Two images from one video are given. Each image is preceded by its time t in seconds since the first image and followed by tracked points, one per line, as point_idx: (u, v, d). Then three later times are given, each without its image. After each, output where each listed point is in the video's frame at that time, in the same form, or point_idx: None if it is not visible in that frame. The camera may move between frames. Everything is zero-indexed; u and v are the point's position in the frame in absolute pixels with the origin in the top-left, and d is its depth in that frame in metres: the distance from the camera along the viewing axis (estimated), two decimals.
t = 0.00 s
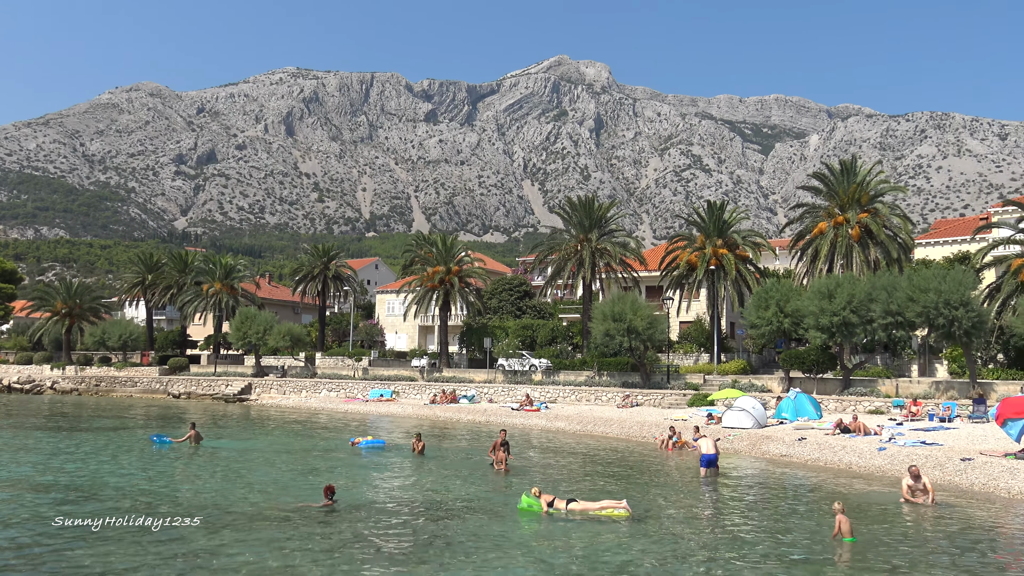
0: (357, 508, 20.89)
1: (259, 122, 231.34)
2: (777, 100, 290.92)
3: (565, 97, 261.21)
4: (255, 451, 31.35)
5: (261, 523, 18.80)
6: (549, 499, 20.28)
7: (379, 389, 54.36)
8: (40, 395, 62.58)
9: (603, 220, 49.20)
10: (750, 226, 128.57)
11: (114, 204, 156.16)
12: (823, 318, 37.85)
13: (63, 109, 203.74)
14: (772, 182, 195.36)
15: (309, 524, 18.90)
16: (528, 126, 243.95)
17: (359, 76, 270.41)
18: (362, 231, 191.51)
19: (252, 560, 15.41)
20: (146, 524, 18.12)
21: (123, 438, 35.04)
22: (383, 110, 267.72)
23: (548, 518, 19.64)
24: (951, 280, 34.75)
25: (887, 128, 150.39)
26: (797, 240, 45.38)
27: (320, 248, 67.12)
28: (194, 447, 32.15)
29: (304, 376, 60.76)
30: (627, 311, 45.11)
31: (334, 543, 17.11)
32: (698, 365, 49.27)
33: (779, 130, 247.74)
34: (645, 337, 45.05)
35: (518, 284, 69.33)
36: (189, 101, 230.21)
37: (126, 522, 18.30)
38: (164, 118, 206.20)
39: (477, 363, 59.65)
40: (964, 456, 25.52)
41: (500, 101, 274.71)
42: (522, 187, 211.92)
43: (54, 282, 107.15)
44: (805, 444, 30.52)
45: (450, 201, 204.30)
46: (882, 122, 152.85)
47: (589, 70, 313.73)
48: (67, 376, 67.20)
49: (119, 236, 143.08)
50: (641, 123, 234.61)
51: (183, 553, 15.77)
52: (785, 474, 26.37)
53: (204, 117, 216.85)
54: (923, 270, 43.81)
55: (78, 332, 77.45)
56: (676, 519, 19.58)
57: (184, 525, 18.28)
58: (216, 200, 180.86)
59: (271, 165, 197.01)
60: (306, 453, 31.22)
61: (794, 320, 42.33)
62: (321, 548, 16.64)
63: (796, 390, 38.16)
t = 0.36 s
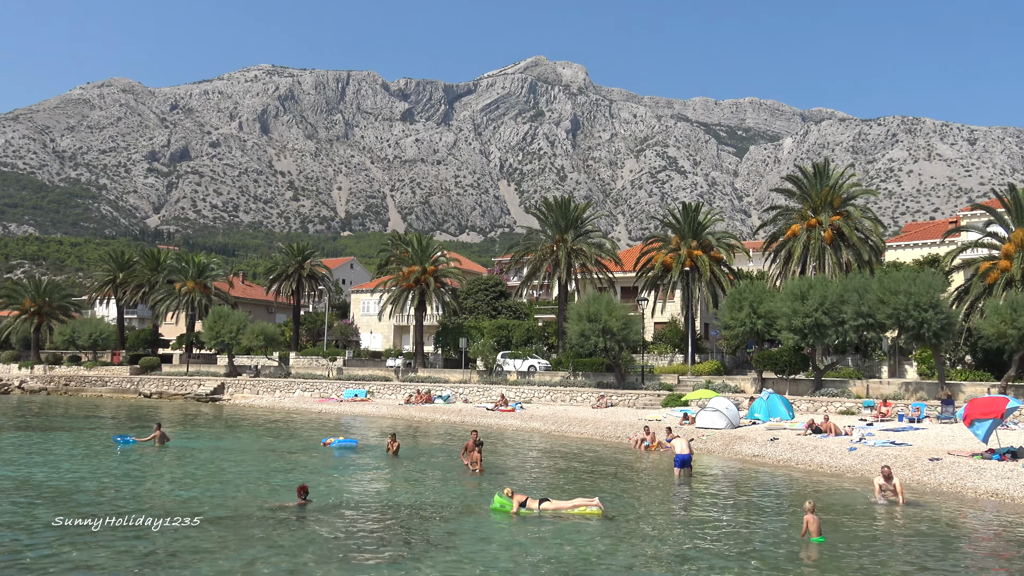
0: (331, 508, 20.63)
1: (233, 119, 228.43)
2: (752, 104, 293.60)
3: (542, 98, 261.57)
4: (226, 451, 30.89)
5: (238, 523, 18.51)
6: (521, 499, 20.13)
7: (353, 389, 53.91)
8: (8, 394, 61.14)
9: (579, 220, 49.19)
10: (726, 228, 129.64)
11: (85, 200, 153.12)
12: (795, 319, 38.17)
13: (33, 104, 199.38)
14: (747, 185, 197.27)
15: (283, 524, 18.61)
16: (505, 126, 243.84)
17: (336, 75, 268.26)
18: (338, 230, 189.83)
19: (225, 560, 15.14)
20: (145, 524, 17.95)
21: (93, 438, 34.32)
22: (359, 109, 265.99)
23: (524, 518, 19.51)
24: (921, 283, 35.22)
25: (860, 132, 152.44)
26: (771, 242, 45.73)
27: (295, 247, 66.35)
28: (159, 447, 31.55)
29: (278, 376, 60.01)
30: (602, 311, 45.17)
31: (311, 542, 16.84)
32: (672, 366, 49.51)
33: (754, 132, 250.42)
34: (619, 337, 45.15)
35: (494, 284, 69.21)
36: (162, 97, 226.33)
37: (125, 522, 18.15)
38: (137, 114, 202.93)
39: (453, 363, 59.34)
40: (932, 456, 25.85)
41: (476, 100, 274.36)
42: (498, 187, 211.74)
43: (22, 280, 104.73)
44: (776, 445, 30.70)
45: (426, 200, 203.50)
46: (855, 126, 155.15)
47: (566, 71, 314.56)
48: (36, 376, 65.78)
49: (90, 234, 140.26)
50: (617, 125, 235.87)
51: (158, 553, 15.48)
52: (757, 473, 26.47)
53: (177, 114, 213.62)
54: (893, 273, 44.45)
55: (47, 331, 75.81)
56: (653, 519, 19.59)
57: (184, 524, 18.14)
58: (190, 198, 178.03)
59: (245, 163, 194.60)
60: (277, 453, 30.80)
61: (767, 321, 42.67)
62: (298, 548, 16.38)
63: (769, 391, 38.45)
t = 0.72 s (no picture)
0: (296, 510, 20.24)
1: (197, 117, 224.22)
2: (719, 106, 297.04)
3: (510, 98, 261.51)
4: (187, 453, 30.21)
5: (204, 525, 18.10)
6: (486, 499, 20.00)
7: (320, 390, 53.19)
8: None
9: (547, 221, 49.14)
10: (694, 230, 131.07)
11: (44, 198, 149.07)
12: (759, 320, 38.60)
13: None
14: (713, 187, 199.37)
15: (246, 526, 18.20)
16: (473, 126, 243.19)
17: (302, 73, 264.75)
18: (304, 230, 187.41)
19: (190, 563, 14.81)
20: (147, 524, 17.95)
21: (51, 440, 33.40)
22: (327, 107, 263.18)
23: (492, 518, 19.31)
24: (881, 284, 35.81)
25: (823, 135, 155.22)
26: (736, 243, 46.18)
27: (260, 246, 65.27)
28: (113, 449, 30.76)
29: (242, 377, 58.97)
30: (570, 312, 45.20)
31: (277, 545, 16.47)
32: (639, 366, 49.70)
33: (720, 135, 253.39)
34: (587, 338, 45.20)
35: (461, 284, 68.92)
36: (125, 93, 219.46)
37: (128, 521, 18.15)
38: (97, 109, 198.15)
39: (420, 363, 58.87)
40: (892, 454, 26.32)
41: (444, 100, 273.10)
42: (466, 187, 211.00)
43: None
44: (741, 444, 30.96)
45: (393, 200, 201.91)
46: (819, 130, 157.89)
47: (534, 72, 314.98)
48: None
49: (49, 232, 136.49)
50: (585, 126, 236.88)
51: (122, 557, 15.05)
52: (723, 472, 26.65)
53: (139, 110, 209.03)
54: (855, 274, 45.19)
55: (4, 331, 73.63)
56: (623, 518, 19.55)
57: (188, 523, 18.18)
58: (153, 196, 174.05)
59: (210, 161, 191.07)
60: (240, 454, 30.18)
61: (732, 322, 43.07)
62: (259, 551, 15.94)
63: (733, 390, 38.79)
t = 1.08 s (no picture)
0: (251, 514, 19.67)
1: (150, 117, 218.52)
2: (675, 108, 300.84)
3: (469, 99, 260.95)
4: (138, 460, 29.25)
5: (158, 532, 17.69)
6: (445, 502, 19.63)
7: (278, 393, 52.22)
8: None
9: (506, 222, 49.02)
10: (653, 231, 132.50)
11: None
12: (717, 319, 39.07)
13: None
14: (670, 188, 201.70)
15: (197, 533, 17.71)
16: (432, 127, 241.97)
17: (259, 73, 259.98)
18: (261, 232, 184.17)
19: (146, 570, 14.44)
20: (145, 524, 18.37)
21: None
22: (283, 108, 259.15)
23: (450, 521, 19.02)
24: (835, 283, 36.50)
25: (778, 137, 158.51)
26: (693, 244, 46.66)
27: (216, 248, 63.82)
28: (57, 456, 29.66)
29: (198, 382, 57.54)
30: (530, 313, 45.17)
31: (230, 551, 16.01)
32: (599, 366, 49.89)
33: (677, 136, 256.65)
34: (547, 338, 45.24)
35: (421, 286, 68.37)
36: (75, 93, 210.67)
37: (126, 522, 18.58)
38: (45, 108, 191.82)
39: (380, 366, 58.14)
40: (846, 449, 26.79)
41: (403, 101, 271.10)
42: (426, 188, 209.83)
43: None
44: (699, 442, 31.20)
45: (351, 201, 199.64)
46: (773, 132, 161.11)
47: (493, 73, 314.92)
48: None
49: None
50: (544, 127, 237.68)
51: (66, 567, 14.59)
52: (683, 470, 26.80)
53: (88, 109, 202.90)
54: (809, 274, 46.00)
55: None
56: (582, 517, 19.46)
57: (188, 523, 18.60)
58: (104, 198, 168.84)
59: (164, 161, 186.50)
60: (192, 460, 29.37)
61: (690, 321, 43.47)
62: (206, 559, 15.34)
63: (691, 389, 39.16)
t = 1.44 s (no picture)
0: (212, 519, 19.13)
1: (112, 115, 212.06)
2: (642, 109, 303.02)
3: (436, 100, 259.72)
4: (98, 464, 28.45)
5: (120, 538, 17.26)
6: (411, 504, 19.34)
7: (244, 396, 51.33)
8: None
9: (475, 222, 48.80)
10: (622, 231, 133.18)
11: None
12: (684, 319, 39.35)
13: None
14: (637, 188, 203.11)
15: (158, 539, 17.26)
16: (400, 126, 240.39)
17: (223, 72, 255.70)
18: (226, 233, 181.11)
19: None
20: (145, 524, 18.58)
21: None
22: (248, 107, 255.30)
23: (417, 523, 18.71)
24: (799, 282, 36.95)
25: (743, 138, 160.65)
26: (661, 244, 46.88)
27: (180, 249, 62.47)
28: (11, 462, 28.70)
29: (162, 384, 56.34)
30: (498, 313, 45.07)
31: (195, 556, 15.70)
32: (567, 366, 49.93)
33: (644, 137, 258.55)
34: (516, 339, 45.13)
35: (390, 286, 67.72)
36: (33, 91, 204.98)
37: (127, 522, 18.82)
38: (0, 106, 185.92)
39: (348, 367, 57.44)
40: (811, 447, 27.09)
41: (370, 101, 268.86)
42: (393, 188, 208.40)
43: None
44: (667, 441, 31.33)
45: (318, 202, 197.23)
46: (738, 133, 163.09)
47: (460, 74, 314.16)
48: None
49: None
50: (511, 128, 237.79)
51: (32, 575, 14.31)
52: (651, 469, 26.85)
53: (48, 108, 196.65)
54: (774, 274, 46.54)
55: None
56: (551, 518, 19.33)
57: (186, 524, 18.68)
58: (65, 198, 163.98)
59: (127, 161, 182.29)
60: (154, 464, 28.65)
61: (658, 320, 43.69)
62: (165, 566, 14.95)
63: (660, 388, 39.35)
